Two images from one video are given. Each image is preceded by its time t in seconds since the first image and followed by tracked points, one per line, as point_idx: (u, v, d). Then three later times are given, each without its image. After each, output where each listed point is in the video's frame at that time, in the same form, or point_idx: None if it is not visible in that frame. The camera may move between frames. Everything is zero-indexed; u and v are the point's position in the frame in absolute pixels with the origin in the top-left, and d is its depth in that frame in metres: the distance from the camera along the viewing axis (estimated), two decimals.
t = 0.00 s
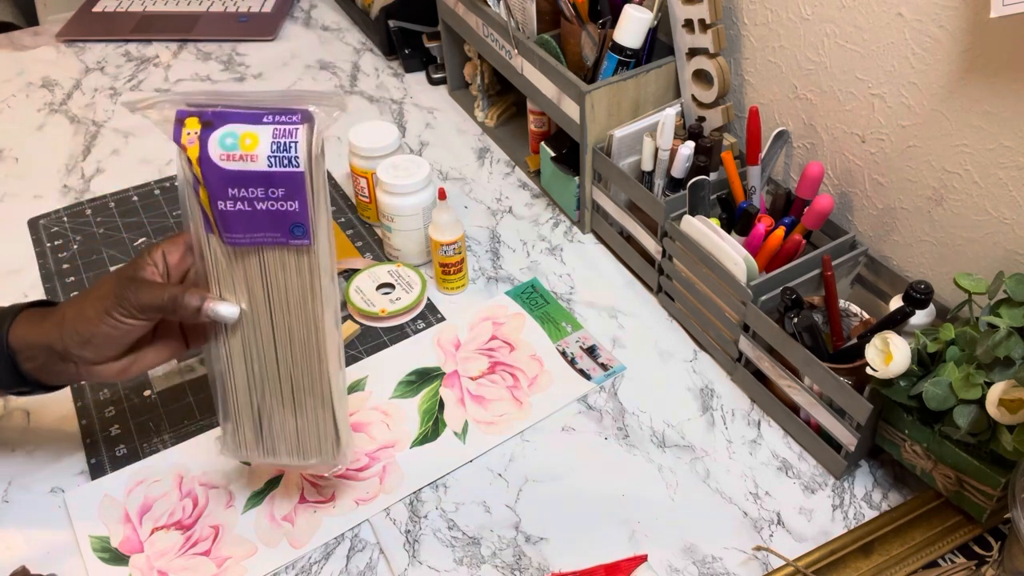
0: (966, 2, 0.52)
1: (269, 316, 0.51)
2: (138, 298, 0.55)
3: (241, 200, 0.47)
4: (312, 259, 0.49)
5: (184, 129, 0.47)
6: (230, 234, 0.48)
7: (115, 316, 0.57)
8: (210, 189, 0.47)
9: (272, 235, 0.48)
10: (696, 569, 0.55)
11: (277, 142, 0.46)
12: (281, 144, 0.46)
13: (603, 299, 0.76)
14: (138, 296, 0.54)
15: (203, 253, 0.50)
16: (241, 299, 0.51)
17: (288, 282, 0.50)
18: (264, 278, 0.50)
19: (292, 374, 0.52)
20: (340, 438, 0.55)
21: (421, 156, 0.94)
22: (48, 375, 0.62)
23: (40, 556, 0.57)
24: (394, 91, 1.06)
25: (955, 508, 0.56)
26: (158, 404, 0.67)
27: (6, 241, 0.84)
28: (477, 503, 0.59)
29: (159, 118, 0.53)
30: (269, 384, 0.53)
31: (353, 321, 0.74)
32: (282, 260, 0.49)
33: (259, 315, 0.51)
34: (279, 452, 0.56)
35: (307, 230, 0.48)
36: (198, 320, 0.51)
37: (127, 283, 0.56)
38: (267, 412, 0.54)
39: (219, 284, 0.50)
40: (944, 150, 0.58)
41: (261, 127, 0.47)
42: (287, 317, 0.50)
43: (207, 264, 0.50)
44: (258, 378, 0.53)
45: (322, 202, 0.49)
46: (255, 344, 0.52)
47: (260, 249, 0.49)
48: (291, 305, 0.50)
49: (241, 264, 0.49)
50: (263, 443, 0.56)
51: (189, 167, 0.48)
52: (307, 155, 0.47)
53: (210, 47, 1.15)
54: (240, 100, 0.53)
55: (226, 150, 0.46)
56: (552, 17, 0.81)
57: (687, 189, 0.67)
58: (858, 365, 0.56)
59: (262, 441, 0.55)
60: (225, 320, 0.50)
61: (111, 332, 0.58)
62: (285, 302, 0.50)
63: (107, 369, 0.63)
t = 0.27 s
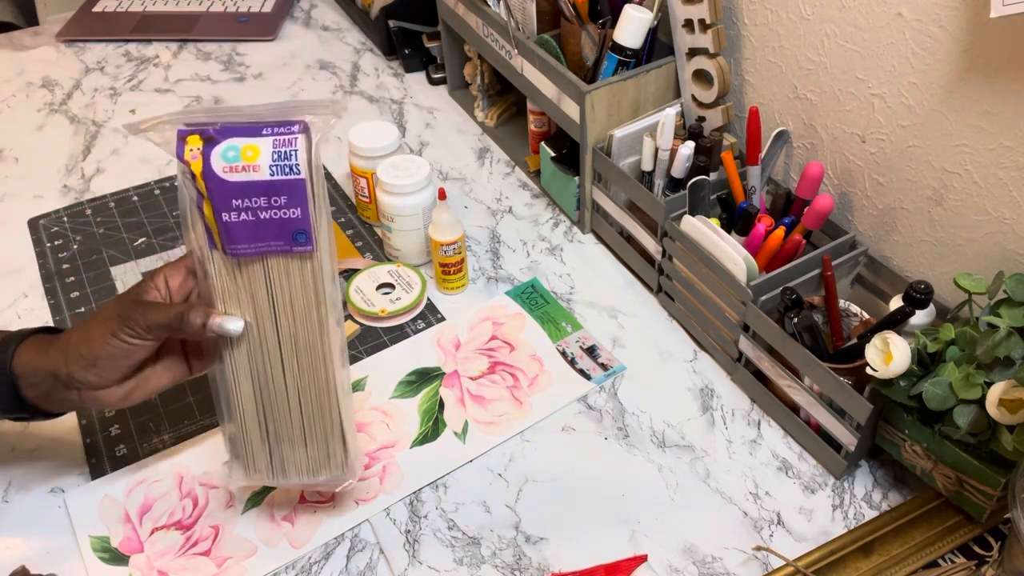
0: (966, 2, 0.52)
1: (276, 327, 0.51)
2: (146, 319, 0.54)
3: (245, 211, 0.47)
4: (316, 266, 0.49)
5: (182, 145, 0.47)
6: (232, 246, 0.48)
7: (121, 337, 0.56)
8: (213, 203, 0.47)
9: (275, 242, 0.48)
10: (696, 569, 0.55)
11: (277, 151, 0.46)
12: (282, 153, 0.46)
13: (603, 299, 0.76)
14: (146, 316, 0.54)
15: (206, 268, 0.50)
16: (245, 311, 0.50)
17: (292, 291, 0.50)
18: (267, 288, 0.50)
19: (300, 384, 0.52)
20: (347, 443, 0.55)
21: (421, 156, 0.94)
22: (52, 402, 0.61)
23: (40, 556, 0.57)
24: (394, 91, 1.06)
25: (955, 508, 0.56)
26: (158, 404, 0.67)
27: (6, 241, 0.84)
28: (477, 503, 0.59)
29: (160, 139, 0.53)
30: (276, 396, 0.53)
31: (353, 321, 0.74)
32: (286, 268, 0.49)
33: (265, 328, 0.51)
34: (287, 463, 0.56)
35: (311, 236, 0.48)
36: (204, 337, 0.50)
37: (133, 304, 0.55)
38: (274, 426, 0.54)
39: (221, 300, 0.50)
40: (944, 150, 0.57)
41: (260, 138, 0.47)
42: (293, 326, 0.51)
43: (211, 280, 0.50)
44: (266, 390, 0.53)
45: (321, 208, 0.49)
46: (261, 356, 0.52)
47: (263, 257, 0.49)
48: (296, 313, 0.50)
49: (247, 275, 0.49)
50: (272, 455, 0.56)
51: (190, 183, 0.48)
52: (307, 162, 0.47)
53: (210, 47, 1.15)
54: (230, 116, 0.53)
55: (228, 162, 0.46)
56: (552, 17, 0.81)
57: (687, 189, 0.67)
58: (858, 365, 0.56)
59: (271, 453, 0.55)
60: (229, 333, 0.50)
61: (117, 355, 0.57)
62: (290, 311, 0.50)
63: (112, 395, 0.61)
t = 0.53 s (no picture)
0: (966, 2, 0.52)
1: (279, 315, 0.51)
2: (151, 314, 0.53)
3: (239, 195, 0.46)
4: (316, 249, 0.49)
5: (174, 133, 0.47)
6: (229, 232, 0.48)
7: (124, 331, 0.56)
8: (207, 189, 0.46)
9: (271, 225, 0.48)
10: (696, 569, 0.55)
11: (267, 133, 0.46)
12: (273, 135, 0.46)
13: (603, 299, 0.76)
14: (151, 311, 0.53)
15: (205, 260, 0.49)
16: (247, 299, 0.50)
17: (292, 278, 0.50)
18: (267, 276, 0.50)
19: (305, 371, 0.53)
20: (357, 425, 0.56)
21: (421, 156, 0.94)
22: (59, 406, 0.60)
23: (41, 556, 0.57)
24: (394, 91, 1.06)
25: (955, 508, 0.56)
26: (157, 404, 0.67)
27: (6, 241, 0.84)
28: (477, 503, 0.59)
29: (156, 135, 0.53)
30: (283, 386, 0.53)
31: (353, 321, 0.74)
32: (284, 253, 0.49)
33: (270, 316, 0.51)
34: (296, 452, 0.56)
35: (306, 217, 0.48)
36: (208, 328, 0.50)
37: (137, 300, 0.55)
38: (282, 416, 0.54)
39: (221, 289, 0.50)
40: (944, 150, 0.58)
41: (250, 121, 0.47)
42: (296, 312, 0.51)
43: (211, 271, 0.49)
44: (273, 380, 0.53)
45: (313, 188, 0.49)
46: (266, 346, 0.52)
47: (260, 240, 0.49)
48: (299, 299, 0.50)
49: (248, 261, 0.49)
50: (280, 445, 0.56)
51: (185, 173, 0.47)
52: (297, 143, 0.47)
53: (210, 47, 1.15)
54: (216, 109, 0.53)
55: (219, 147, 0.46)
56: (553, 17, 0.81)
57: (687, 189, 0.67)
58: (858, 365, 0.56)
59: (280, 443, 0.55)
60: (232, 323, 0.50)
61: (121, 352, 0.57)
62: (292, 298, 0.50)
63: (120, 394, 0.61)
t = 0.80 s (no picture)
0: (966, 2, 0.52)
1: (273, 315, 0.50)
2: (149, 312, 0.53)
3: (232, 192, 0.46)
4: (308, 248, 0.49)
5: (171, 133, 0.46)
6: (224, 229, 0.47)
7: (121, 330, 0.55)
8: (201, 187, 0.46)
9: (264, 223, 0.47)
10: (696, 569, 0.55)
11: (261, 131, 0.45)
12: (266, 133, 0.45)
13: (603, 299, 0.76)
14: (147, 309, 0.53)
15: (200, 259, 0.49)
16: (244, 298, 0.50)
17: (285, 277, 0.49)
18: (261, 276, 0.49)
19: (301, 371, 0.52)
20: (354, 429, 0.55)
21: (421, 156, 0.94)
22: (61, 408, 0.60)
23: (41, 556, 0.57)
24: (394, 91, 1.06)
25: (955, 508, 0.56)
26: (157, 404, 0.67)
27: (6, 241, 0.84)
28: (477, 503, 0.59)
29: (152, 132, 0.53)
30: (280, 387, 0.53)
31: (353, 321, 0.74)
32: (277, 251, 0.48)
33: (265, 317, 0.50)
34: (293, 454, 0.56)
35: (298, 215, 0.47)
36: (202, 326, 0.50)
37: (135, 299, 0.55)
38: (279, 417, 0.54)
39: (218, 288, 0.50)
40: (944, 150, 0.57)
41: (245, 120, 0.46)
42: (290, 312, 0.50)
43: (207, 270, 0.49)
44: (269, 380, 0.53)
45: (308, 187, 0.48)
46: (261, 346, 0.51)
47: (254, 238, 0.48)
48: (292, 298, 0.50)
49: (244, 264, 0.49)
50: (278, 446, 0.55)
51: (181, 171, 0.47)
52: (290, 141, 0.46)
53: (210, 47, 1.15)
54: (220, 109, 0.53)
55: (212, 145, 0.45)
56: (552, 17, 0.81)
57: (687, 189, 0.67)
58: (858, 365, 0.56)
59: (277, 443, 0.55)
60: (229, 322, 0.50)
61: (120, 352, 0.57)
62: (285, 297, 0.50)
63: (121, 395, 0.61)
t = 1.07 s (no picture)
0: (966, 2, 0.52)
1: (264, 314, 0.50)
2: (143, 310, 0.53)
3: (215, 197, 0.45)
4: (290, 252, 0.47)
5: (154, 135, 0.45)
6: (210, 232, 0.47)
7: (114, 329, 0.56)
8: (185, 191, 0.45)
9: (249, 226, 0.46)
10: (696, 569, 0.55)
11: (241, 133, 0.44)
12: (246, 135, 0.44)
13: (603, 299, 0.76)
14: (142, 306, 0.53)
15: (190, 258, 0.49)
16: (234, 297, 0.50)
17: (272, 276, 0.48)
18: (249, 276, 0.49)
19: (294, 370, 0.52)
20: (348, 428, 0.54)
21: (421, 156, 0.94)
22: (61, 405, 0.60)
23: (40, 556, 0.57)
24: (394, 91, 1.06)
25: (955, 507, 0.56)
26: (158, 404, 0.67)
27: (6, 241, 0.84)
28: (477, 503, 0.59)
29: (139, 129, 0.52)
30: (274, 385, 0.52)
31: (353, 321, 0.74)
32: (262, 253, 0.48)
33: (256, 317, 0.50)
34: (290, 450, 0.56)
35: (283, 218, 0.46)
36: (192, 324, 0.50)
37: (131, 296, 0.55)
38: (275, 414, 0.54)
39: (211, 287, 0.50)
40: (944, 150, 0.58)
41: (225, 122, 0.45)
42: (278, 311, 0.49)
43: (196, 269, 0.49)
44: (263, 377, 0.52)
45: (293, 187, 0.47)
46: (253, 344, 0.51)
47: (240, 240, 0.47)
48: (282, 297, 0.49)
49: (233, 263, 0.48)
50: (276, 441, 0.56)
51: (166, 172, 0.46)
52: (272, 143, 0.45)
53: (210, 47, 1.15)
54: (207, 103, 0.51)
55: (193, 150, 0.44)
56: (552, 17, 0.81)
57: (687, 189, 0.67)
58: (858, 365, 0.56)
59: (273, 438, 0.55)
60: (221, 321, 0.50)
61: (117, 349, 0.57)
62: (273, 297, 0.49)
63: (118, 393, 0.61)
